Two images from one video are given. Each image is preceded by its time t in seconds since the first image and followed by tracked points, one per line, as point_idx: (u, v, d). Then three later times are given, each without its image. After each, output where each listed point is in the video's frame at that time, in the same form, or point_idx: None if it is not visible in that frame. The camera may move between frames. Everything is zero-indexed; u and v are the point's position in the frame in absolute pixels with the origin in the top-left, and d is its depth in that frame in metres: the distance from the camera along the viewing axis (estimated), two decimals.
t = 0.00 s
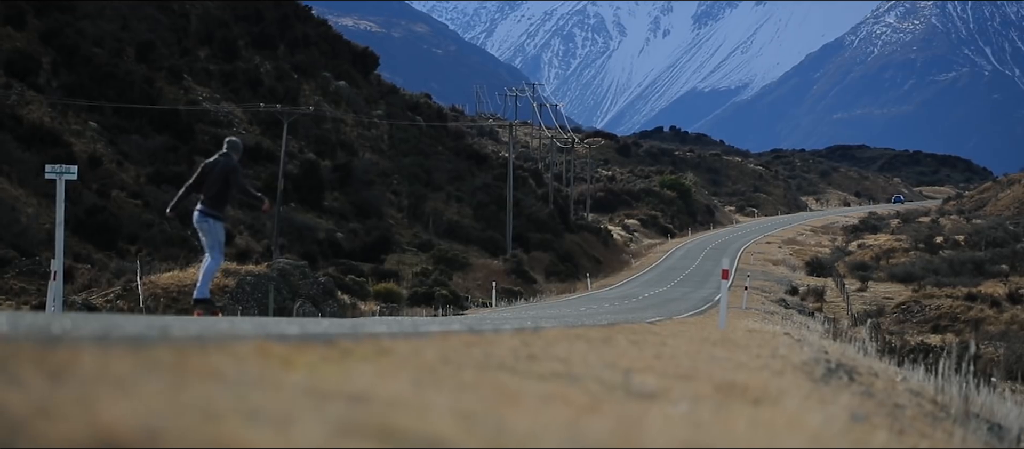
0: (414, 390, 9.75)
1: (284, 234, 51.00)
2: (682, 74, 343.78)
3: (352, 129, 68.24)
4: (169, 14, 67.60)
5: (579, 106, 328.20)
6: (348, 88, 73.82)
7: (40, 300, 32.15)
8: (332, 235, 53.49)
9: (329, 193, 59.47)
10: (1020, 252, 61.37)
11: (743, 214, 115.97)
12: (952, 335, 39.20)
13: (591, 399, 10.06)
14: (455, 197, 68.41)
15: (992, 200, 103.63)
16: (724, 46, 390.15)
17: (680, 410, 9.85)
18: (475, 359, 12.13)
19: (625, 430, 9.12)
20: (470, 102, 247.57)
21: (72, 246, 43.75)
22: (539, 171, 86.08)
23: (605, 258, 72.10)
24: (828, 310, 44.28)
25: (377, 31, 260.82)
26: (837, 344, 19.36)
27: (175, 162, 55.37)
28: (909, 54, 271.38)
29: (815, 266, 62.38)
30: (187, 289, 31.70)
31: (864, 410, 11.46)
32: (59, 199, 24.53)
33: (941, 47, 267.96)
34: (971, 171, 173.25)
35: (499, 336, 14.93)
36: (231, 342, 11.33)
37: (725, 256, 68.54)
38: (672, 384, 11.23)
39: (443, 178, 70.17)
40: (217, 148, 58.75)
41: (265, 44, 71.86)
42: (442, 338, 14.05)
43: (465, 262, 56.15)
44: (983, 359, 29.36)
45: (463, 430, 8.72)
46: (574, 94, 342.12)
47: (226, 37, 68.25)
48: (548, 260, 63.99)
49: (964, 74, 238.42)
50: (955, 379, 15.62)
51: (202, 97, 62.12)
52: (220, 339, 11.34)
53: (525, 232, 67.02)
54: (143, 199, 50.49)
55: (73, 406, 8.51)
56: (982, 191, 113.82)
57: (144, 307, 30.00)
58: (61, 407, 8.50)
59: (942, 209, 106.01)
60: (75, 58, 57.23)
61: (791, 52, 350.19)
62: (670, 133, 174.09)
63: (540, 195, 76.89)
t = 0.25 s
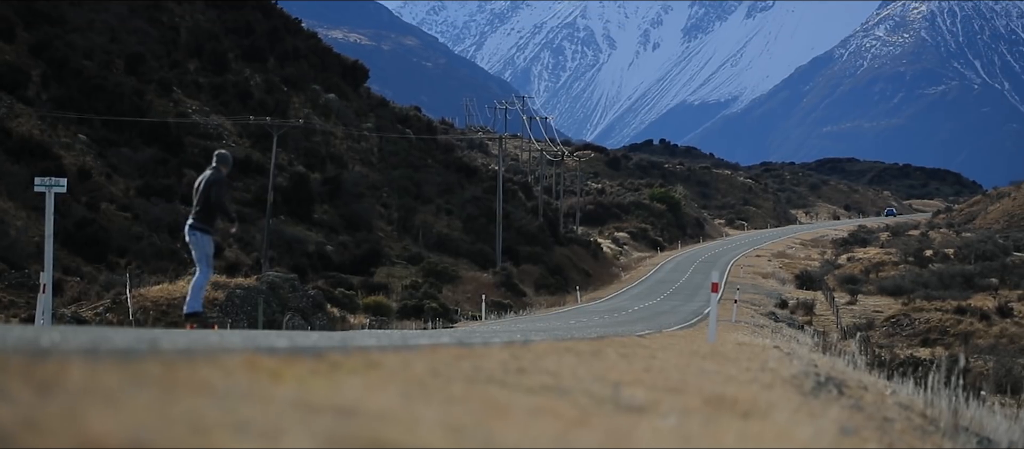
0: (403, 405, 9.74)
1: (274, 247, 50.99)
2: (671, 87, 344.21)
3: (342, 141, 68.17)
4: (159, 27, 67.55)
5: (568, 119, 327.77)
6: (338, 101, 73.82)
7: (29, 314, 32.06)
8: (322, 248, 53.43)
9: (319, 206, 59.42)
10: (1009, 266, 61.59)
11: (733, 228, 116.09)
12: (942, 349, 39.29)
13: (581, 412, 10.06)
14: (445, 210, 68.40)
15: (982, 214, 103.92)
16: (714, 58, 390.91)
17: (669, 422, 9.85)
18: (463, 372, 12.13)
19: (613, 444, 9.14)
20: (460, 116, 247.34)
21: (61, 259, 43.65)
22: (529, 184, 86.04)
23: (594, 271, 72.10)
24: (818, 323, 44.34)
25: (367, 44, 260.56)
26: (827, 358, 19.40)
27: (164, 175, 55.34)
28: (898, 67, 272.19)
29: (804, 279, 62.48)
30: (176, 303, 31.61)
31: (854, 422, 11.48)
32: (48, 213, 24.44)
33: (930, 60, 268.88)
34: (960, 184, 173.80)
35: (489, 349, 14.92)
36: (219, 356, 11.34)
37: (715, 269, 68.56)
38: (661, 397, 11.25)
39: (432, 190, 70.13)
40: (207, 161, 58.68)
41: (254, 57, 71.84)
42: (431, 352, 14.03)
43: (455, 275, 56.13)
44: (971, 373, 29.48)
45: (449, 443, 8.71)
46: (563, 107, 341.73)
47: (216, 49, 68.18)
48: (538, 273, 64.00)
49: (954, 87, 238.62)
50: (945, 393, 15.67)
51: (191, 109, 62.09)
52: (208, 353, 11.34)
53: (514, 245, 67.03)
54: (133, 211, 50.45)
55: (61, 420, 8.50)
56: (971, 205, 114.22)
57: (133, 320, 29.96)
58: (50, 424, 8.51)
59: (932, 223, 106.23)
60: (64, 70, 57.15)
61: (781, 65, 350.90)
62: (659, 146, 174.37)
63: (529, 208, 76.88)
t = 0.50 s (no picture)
0: (394, 416, 9.77)
1: (264, 259, 50.95)
2: (662, 99, 344.55)
3: (332, 153, 68.15)
4: (150, 39, 67.52)
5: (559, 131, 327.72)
6: (329, 113, 73.87)
7: (19, 326, 31.97)
8: (312, 259, 53.41)
9: (310, 218, 59.41)
10: (999, 279, 61.74)
11: (723, 239, 116.33)
12: (932, 361, 39.40)
13: (569, 424, 10.10)
14: (436, 222, 68.43)
15: (972, 226, 104.37)
16: (704, 70, 391.57)
17: (659, 436, 9.88)
18: (454, 384, 12.12)
19: None
20: (450, 127, 247.28)
21: (51, 270, 43.56)
22: (519, 196, 86.12)
23: (585, 283, 72.16)
24: (808, 335, 44.41)
25: (357, 56, 260.43)
26: (817, 369, 19.47)
27: (155, 187, 55.35)
28: (888, 80, 272.97)
29: (795, 291, 62.58)
30: (166, 315, 31.55)
31: (844, 435, 11.52)
32: (39, 225, 24.38)
33: (920, 73, 269.66)
34: (950, 197, 174.38)
35: (479, 361, 14.95)
36: (209, 367, 11.35)
37: (705, 282, 68.59)
38: (652, 409, 11.25)
39: (423, 202, 70.12)
40: (197, 173, 58.64)
41: (245, 69, 71.87)
42: (422, 363, 14.06)
43: (445, 287, 56.11)
44: (962, 385, 29.59)
45: None
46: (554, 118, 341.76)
47: (206, 61, 68.15)
48: (529, 285, 64.01)
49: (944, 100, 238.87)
50: (934, 405, 15.75)
51: (182, 121, 62.05)
52: (198, 365, 11.34)
53: (505, 257, 67.09)
54: (123, 223, 50.40)
55: (53, 433, 8.51)
56: (961, 217, 114.51)
57: (123, 332, 29.90)
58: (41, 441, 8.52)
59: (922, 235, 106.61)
60: (55, 82, 57.06)
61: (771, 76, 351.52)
62: (649, 158, 174.65)
63: (520, 220, 76.95)
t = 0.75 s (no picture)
0: (387, 424, 9.77)
1: (256, 269, 50.94)
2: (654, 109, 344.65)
3: (324, 164, 68.12)
4: (142, 49, 67.51)
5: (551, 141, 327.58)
6: (320, 123, 73.86)
7: (10, 336, 31.91)
8: (304, 270, 53.43)
9: (302, 228, 59.37)
10: (991, 289, 61.93)
11: (714, 250, 116.55)
12: (924, 372, 39.49)
13: (561, 434, 10.13)
14: (427, 232, 68.43)
15: (964, 237, 104.74)
16: (696, 80, 392.25)
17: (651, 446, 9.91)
18: (445, 394, 12.13)
19: None
20: (442, 138, 247.44)
21: (43, 281, 43.52)
22: (511, 206, 86.18)
23: (577, 294, 72.21)
24: (800, 346, 44.43)
25: (349, 66, 260.54)
26: (809, 381, 19.51)
27: (147, 196, 55.34)
28: (880, 90, 273.75)
29: (786, 302, 62.62)
30: (158, 325, 31.49)
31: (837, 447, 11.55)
32: (30, 234, 24.33)
33: (912, 83, 270.48)
34: (941, 208, 175.04)
35: (471, 372, 14.93)
36: (200, 377, 11.34)
37: (697, 292, 68.56)
38: (643, 419, 11.28)
39: (415, 212, 70.10)
40: (190, 183, 58.62)
41: (237, 79, 71.90)
42: (413, 374, 14.06)
43: (437, 298, 56.10)
44: (953, 396, 29.69)
45: None
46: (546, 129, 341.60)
47: (198, 71, 68.16)
48: (520, 296, 64.05)
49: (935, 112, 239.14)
50: (925, 415, 15.81)
51: (174, 131, 62.07)
52: (189, 374, 11.35)
53: (497, 267, 67.17)
54: (115, 233, 50.36)
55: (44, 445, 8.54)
56: (952, 228, 114.90)
57: (114, 342, 29.91)
58: None
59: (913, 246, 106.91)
60: (47, 92, 56.97)
61: (763, 86, 352.20)
62: (641, 169, 175.06)
63: (512, 231, 76.99)
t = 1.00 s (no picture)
0: (379, 435, 9.75)
1: (249, 278, 50.85)
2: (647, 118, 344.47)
3: (318, 173, 67.98)
4: (135, 58, 67.40)
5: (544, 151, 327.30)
6: (314, 132, 73.82)
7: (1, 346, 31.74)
8: (297, 278, 53.37)
9: (295, 236, 59.31)
10: (984, 299, 61.96)
11: (708, 259, 116.73)
12: (917, 382, 39.55)
13: (553, 442, 10.13)
14: (421, 241, 68.43)
15: (958, 246, 105.16)
16: (690, 88, 392.76)
17: None
18: (438, 403, 12.14)
19: None
20: (436, 147, 247.31)
21: (35, 290, 43.41)
22: (505, 215, 86.19)
23: (570, 303, 72.14)
24: (793, 356, 44.45)
25: (344, 75, 260.33)
26: (803, 390, 19.51)
27: (140, 205, 55.29)
28: (873, 99, 274.38)
29: (779, 312, 62.66)
30: (151, 333, 31.41)
31: None
32: (24, 243, 24.22)
33: (905, 92, 271.16)
34: (934, 217, 175.53)
35: (465, 380, 14.88)
36: (194, 387, 11.31)
37: (690, 302, 68.59)
38: (635, 431, 11.25)
39: (408, 221, 69.99)
40: (183, 192, 58.62)
41: (231, 88, 71.88)
42: (406, 383, 14.04)
43: (431, 307, 56.01)
44: (945, 406, 29.71)
45: None
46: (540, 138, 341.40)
47: (191, 80, 68.12)
48: (514, 305, 63.96)
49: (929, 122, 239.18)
50: (918, 425, 15.84)
51: (167, 140, 62.04)
52: (182, 384, 11.31)
53: (490, 276, 67.14)
54: (109, 242, 50.31)
55: None
56: (946, 237, 115.30)
57: (107, 351, 29.87)
58: None
59: (907, 255, 107.25)
60: (40, 101, 56.85)
61: (757, 96, 352.06)
62: (635, 178, 175.27)
63: (505, 239, 76.99)
